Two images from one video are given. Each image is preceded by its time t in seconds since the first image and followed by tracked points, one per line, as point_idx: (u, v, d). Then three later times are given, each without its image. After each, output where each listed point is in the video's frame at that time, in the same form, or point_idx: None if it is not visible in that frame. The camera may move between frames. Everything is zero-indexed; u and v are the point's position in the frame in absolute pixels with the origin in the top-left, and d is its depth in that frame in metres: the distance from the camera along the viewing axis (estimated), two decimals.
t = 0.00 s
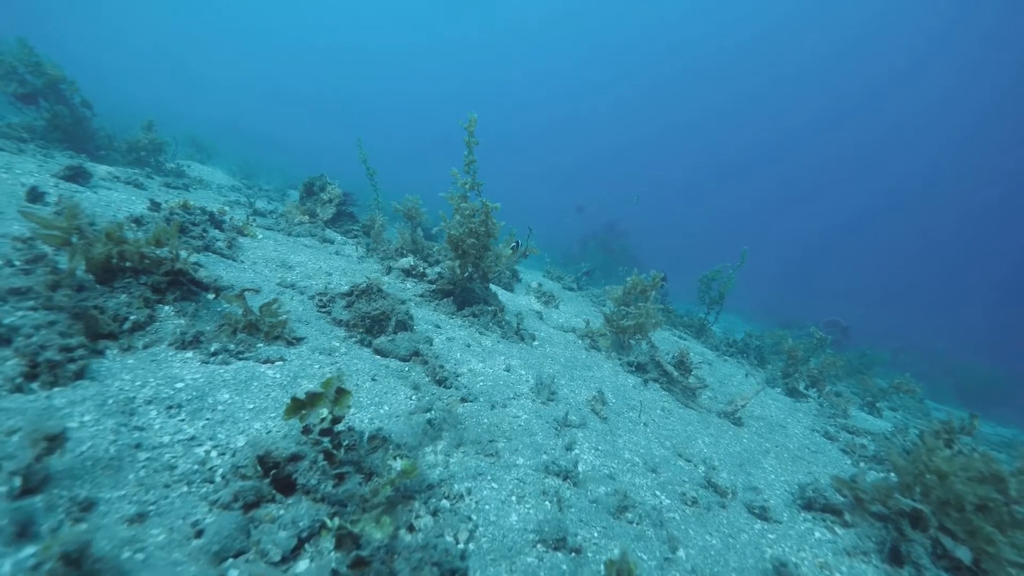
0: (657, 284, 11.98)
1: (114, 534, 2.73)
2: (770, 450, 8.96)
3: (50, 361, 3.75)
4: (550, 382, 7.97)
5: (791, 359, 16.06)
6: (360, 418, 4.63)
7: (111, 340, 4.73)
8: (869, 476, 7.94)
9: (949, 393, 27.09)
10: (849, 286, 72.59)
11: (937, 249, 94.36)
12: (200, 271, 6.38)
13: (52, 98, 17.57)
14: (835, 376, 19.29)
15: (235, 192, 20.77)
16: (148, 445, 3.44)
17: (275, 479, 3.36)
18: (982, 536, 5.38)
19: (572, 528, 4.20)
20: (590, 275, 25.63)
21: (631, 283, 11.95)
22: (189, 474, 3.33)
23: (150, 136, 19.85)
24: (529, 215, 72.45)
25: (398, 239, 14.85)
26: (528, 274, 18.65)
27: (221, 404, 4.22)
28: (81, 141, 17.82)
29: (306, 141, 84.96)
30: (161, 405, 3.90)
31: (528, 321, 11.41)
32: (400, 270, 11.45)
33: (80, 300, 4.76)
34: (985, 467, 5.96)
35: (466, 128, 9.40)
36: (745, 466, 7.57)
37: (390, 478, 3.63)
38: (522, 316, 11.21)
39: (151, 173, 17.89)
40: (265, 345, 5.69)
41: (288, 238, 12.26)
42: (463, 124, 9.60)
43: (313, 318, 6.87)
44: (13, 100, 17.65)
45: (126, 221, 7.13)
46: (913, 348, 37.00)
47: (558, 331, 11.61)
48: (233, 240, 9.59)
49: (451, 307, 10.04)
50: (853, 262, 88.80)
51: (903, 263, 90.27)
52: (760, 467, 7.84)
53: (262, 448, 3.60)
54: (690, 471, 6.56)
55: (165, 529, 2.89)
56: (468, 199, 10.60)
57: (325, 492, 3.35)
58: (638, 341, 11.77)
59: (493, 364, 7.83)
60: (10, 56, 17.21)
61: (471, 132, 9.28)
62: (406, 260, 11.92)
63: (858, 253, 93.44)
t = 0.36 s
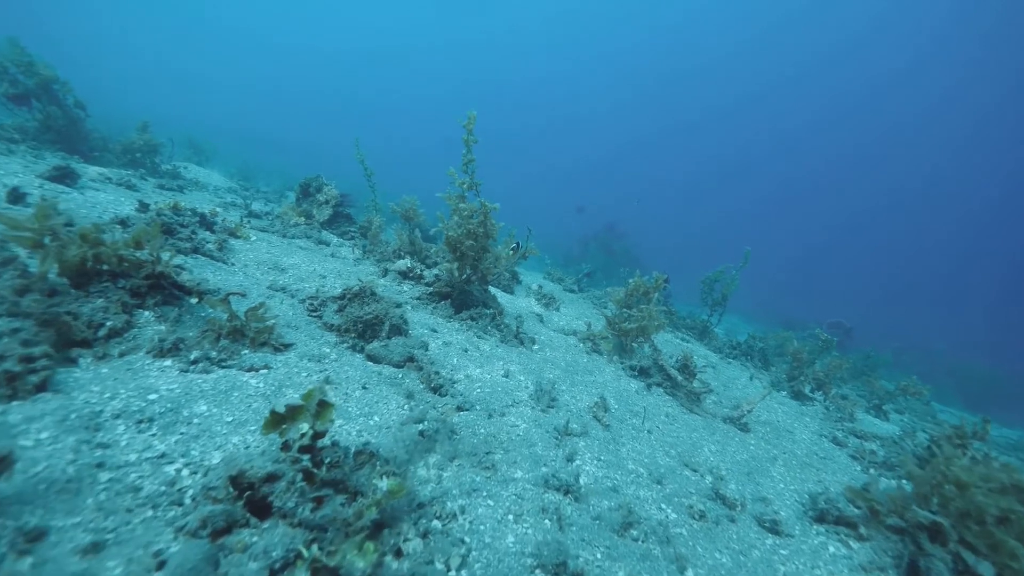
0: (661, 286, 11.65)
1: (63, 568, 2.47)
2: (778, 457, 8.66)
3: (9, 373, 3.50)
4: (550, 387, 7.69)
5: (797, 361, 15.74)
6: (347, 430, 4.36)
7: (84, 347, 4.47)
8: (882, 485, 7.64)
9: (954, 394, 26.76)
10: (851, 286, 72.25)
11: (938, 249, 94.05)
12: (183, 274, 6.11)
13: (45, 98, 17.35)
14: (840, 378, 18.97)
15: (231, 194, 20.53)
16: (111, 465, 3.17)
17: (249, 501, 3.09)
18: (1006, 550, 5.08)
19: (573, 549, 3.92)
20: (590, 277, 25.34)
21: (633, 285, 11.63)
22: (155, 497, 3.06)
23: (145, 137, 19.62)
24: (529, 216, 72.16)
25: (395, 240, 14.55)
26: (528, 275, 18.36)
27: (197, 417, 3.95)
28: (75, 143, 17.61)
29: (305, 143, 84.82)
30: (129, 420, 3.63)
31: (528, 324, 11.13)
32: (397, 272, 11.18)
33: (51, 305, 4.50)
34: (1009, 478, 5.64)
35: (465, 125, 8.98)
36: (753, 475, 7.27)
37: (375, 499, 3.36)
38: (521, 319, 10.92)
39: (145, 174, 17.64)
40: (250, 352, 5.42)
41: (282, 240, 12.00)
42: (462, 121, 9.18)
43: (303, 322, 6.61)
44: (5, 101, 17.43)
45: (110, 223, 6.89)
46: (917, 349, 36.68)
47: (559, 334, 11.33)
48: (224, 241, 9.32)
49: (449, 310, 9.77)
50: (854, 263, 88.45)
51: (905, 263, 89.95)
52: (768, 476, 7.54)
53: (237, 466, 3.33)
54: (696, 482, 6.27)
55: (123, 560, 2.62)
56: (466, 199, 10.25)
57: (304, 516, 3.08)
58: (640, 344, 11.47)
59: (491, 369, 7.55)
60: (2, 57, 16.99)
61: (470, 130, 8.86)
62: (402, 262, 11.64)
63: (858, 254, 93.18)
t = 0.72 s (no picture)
0: (664, 288, 11.31)
1: None
2: (787, 466, 8.32)
3: None
4: (550, 395, 7.37)
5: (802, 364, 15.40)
6: (329, 448, 4.04)
7: (50, 358, 4.17)
8: (898, 497, 7.30)
9: (960, 396, 26.41)
10: (853, 287, 71.85)
11: (940, 249, 93.44)
12: (161, 280, 5.82)
13: (37, 101, 17.12)
14: (846, 381, 18.61)
15: (226, 197, 20.27)
16: (60, 493, 2.86)
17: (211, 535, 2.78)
18: None
19: None
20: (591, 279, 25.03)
21: (635, 288, 11.30)
22: (107, 529, 2.74)
23: (139, 139, 19.38)
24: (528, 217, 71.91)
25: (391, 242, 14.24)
26: (528, 278, 18.04)
27: (164, 436, 3.64)
28: (67, 146, 17.38)
29: (305, 146, 84.72)
30: (87, 441, 3.31)
31: (527, 328, 10.81)
32: (392, 275, 10.88)
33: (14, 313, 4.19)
34: None
35: (463, 122, 8.60)
36: (762, 487, 6.94)
37: (354, 529, 3.07)
38: (520, 323, 10.60)
39: (138, 177, 17.38)
40: (231, 361, 5.12)
41: (275, 243, 11.70)
42: (459, 118, 8.81)
43: (290, 330, 6.31)
44: None
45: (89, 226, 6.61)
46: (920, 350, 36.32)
47: (559, 339, 11.01)
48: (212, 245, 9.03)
49: (445, 315, 9.45)
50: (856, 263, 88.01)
51: (907, 263, 89.50)
52: (779, 487, 7.21)
53: (201, 494, 3.01)
54: (704, 496, 5.94)
55: None
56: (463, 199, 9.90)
57: (273, 550, 2.78)
58: (643, 349, 11.14)
59: (489, 377, 7.23)
60: None
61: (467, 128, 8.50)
62: (398, 265, 11.34)
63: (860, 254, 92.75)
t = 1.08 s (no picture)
0: (665, 290, 10.97)
1: None
2: (796, 475, 8.00)
3: None
4: (548, 403, 7.05)
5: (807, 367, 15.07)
6: (307, 466, 3.74)
7: (7, 368, 3.88)
8: (913, 507, 6.97)
9: (965, 397, 26.05)
10: (853, 287, 71.62)
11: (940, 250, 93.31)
12: (137, 285, 5.53)
13: (26, 103, 16.88)
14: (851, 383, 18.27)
15: (220, 199, 19.99)
16: None
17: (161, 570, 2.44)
18: None
19: None
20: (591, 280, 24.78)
21: (636, 290, 10.97)
22: (45, 566, 2.42)
23: (132, 142, 19.12)
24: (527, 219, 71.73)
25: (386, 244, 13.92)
26: (527, 280, 17.72)
27: (123, 456, 3.33)
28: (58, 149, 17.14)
29: (303, 149, 84.56)
30: (34, 463, 3.01)
31: (526, 332, 10.51)
32: (386, 278, 10.58)
33: None
34: None
35: (457, 119, 8.24)
36: (771, 498, 6.63)
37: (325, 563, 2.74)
38: (518, 327, 10.29)
39: (129, 180, 17.10)
40: (207, 371, 4.83)
41: (266, 246, 11.40)
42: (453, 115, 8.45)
43: (274, 336, 6.01)
44: None
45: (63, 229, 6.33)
46: (923, 351, 35.99)
47: (558, 342, 10.70)
48: (198, 248, 8.74)
49: (440, 319, 9.15)
50: (855, 264, 87.79)
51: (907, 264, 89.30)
52: (787, 498, 6.90)
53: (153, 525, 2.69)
54: (711, 510, 5.62)
55: None
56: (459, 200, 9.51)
57: None
58: (644, 352, 10.82)
59: (484, 384, 6.92)
60: None
61: (462, 126, 8.14)
62: (392, 268, 11.03)
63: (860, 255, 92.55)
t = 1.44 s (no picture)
0: (668, 292, 10.61)
1: None
2: (806, 484, 7.67)
3: None
4: (547, 410, 6.72)
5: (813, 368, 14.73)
6: (281, 489, 3.44)
7: None
8: (930, 519, 6.63)
9: (971, 398, 25.71)
10: (854, 287, 71.49)
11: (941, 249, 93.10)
12: (110, 291, 5.22)
13: (15, 107, 16.64)
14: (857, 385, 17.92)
15: (214, 203, 19.71)
16: None
17: None
18: None
19: None
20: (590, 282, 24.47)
21: (637, 291, 10.65)
22: None
23: (124, 145, 18.86)
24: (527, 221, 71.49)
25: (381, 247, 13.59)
26: (526, 282, 17.36)
27: (74, 480, 3.01)
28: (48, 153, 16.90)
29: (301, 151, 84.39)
30: None
31: (524, 336, 10.18)
32: (379, 282, 10.26)
33: None
34: None
35: (450, 114, 7.86)
36: (782, 510, 6.29)
37: None
38: (516, 331, 9.97)
39: (120, 184, 16.79)
40: (181, 382, 4.51)
41: (256, 249, 11.09)
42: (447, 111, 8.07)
43: (255, 344, 5.68)
44: None
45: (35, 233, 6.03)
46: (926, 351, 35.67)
47: (557, 346, 10.37)
48: (182, 251, 8.44)
49: (435, 323, 8.83)
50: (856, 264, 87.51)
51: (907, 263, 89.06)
52: (799, 509, 6.57)
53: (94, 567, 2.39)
54: (721, 526, 5.29)
55: None
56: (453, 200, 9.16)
57: None
58: (647, 356, 10.48)
59: (479, 392, 6.58)
60: None
61: (455, 121, 7.77)
62: (385, 271, 10.71)
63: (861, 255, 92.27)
